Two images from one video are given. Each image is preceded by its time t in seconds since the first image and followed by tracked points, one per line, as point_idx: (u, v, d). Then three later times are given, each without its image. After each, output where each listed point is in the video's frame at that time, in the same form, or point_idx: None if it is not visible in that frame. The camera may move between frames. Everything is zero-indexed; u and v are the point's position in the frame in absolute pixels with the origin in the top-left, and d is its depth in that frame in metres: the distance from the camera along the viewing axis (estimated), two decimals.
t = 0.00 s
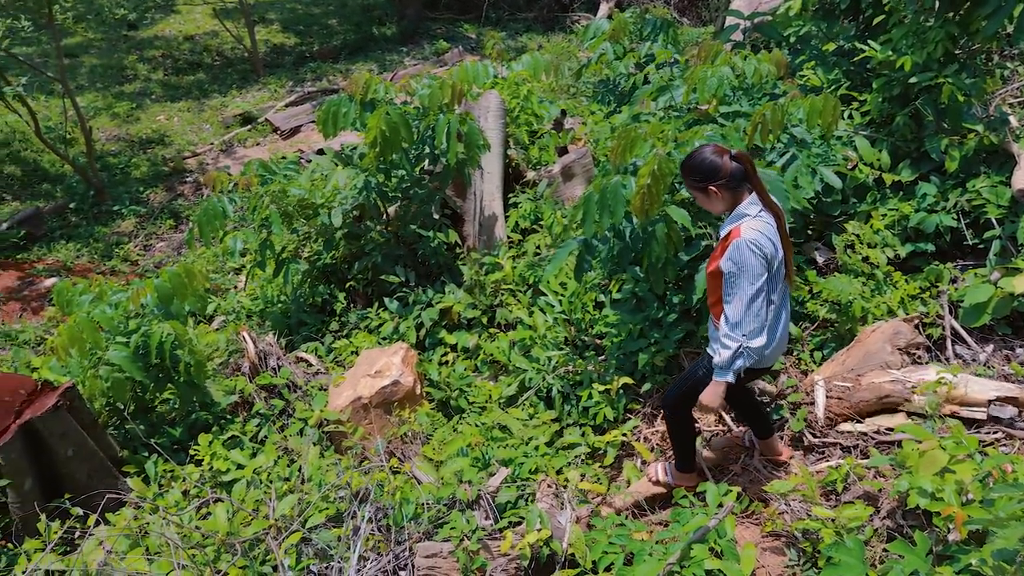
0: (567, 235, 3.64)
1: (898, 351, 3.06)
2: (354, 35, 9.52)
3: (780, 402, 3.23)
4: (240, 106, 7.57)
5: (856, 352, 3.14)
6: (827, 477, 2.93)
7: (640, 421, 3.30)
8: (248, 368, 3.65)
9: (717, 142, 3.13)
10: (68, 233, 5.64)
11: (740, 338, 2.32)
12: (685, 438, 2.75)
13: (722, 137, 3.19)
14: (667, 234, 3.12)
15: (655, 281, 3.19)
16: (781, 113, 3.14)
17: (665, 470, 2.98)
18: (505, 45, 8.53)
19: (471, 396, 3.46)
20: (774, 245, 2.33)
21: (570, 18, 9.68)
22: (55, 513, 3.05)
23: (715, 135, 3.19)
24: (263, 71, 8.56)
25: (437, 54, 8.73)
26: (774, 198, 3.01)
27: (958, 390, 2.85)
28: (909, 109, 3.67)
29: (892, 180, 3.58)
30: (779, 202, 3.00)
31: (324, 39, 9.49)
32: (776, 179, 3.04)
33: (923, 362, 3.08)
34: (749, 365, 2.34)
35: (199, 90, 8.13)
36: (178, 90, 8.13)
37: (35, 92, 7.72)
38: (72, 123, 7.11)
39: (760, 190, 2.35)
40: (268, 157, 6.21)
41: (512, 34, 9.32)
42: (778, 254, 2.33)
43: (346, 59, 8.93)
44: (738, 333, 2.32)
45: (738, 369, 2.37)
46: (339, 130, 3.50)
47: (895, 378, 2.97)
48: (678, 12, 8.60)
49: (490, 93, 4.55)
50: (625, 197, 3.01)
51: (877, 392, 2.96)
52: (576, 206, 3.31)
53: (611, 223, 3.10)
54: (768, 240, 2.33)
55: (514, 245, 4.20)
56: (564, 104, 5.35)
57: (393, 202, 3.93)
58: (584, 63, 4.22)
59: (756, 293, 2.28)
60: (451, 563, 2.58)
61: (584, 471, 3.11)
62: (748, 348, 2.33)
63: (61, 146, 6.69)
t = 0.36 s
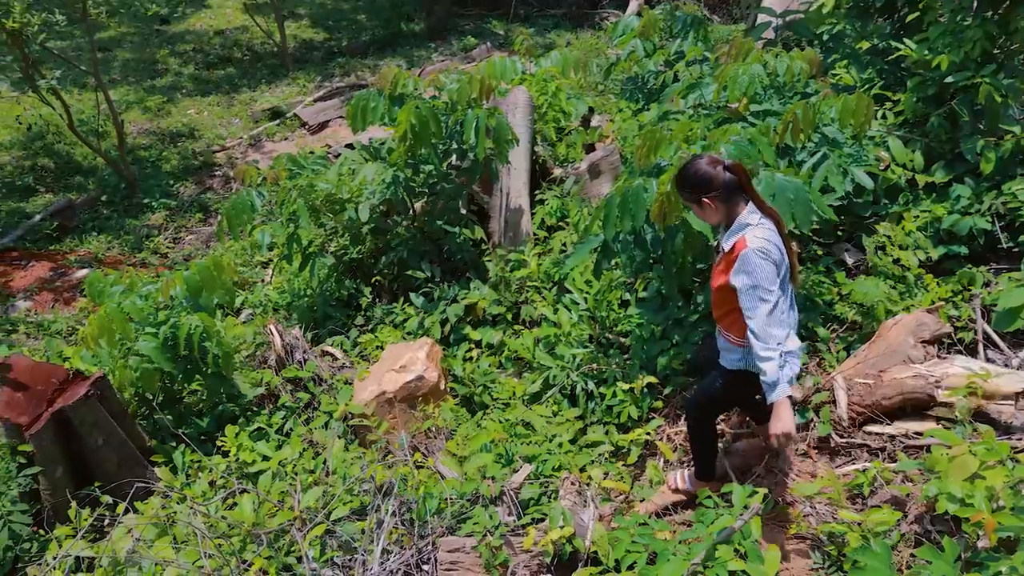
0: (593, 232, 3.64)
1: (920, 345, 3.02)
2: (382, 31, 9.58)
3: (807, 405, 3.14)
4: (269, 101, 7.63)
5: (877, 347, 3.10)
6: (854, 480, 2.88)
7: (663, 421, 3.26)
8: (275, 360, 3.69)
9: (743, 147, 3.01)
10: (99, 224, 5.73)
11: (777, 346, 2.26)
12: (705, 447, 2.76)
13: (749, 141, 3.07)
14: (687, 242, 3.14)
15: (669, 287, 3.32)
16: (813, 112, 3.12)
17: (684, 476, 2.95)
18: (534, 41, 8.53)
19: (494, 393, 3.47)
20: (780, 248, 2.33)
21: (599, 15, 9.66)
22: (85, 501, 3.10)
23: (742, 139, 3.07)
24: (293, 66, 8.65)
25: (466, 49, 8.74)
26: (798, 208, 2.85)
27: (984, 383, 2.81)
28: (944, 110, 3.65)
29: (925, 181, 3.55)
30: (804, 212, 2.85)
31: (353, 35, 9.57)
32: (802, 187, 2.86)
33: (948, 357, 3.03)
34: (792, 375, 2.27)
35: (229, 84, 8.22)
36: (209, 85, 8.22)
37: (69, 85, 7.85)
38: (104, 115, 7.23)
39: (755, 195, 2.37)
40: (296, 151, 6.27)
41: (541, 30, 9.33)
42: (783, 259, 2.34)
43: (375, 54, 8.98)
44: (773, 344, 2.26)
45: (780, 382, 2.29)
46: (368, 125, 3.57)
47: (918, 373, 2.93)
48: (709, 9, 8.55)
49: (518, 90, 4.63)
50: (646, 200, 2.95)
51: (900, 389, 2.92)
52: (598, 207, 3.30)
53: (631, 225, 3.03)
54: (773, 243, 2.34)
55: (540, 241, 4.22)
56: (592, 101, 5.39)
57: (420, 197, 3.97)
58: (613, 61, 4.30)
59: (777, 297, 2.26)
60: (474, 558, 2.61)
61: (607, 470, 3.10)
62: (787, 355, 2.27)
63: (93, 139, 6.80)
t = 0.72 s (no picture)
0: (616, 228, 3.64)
1: (947, 345, 2.98)
2: (407, 26, 9.63)
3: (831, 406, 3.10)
4: (294, 94, 7.68)
5: (903, 348, 3.06)
6: (877, 481, 2.80)
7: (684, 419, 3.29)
8: (298, 353, 3.73)
9: (766, 148, 2.95)
10: (126, 216, 5.80)
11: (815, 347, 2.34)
12: (710, 441, 2.85)
13: (774, 142, 3.02)
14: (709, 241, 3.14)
15: (689, 284, 3.28)
16: (840, 109, 3.10)
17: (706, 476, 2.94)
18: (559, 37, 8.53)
19: (516, 388, 3.47)
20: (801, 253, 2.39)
21: (624, 10, 9.63)
22: (111, 489, 3.14)
23: (766, 139, 3.00)
24: (317, 60, 8.71)
25: (489, 44, 8.75)
26: (821, 212, 2.76)
27: (1014, 383, 2.74)
28: (975, 107, 3.62)
29: (954, 180, 3.52)
30: (826, 216, 2.76)
31: (377, 29, 9.63)
32: (826, 191, 2.78)
33: (976, 359, 2.97)
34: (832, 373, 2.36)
35: (254, 77, 8.28)
36: (234, 78, 8.28)
37: (97, 78, 7.96)
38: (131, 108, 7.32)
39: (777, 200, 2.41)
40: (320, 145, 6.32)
41: (565, 26, 9.33)
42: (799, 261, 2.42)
43: (399, 48, 9.03)
44: (811, 345, 2.34)
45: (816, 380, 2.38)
46: (392, 119, 3.60)
47: (944, 373, 2.87)
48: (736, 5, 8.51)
49: (542, 85, 4.71)
50: (668, 203, 2.95)
51: (926, 388, 2.86)
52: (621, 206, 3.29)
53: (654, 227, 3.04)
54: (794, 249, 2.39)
55: (562, 237, 4.24)
56: (617, 97, 5.42)
57: (443, 192, 3.99)
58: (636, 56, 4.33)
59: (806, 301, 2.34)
60: (495, 552, 2.62)
61: (628, 466, 3.09)
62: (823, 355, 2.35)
63: (120, 131, 6.88)
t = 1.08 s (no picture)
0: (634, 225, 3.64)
1: (967, 346, 2.90)
2: (425, 20, 9.65)
3: (850, 406, 3.06)
4: (313, 88, 7.72)
5: (921, 347, 2.99)
6: (894, 482, 2.75)
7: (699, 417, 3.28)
8: (315, 344, 3.76)
9: (789, 145, 2.93)
10: (146, 207, 5.85)
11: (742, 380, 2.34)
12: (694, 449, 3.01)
13: (795, 138, 2.98)
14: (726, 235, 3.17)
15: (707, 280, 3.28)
16: (863, 107, 3.08)
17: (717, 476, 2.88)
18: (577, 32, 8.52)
19: (531, 383, 3.48)
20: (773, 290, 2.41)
21: (643, 6, 9.61)
22: (131, 477, 3.18)
23: (788, 136, 2.99)
24: (336, 53, 8.76)
25: (508, 39, 8.76)
26: (841, 210, 2.80)
27: None
28: (1000, 107, 3.59)
29: (977, 180, 3.49)
30: (847, 215, 2.80)
31: (396, 23, 9.65)
32: (847, 190, 2.82)
33: (997, 360, 2.89)
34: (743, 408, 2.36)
35: (274, 70, 8.32)
36: (254, 71, 8.32)
37: (119, 69, 8.05)
38: (153, 100, 7.40)
39: (766, 236, 2.42)
40: (339, 137, 6.35)
41: (584, 21, 9.32)
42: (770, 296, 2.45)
43: (417, 43, 9.05)
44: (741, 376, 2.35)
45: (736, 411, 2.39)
46: (411, 113, 3.63)
47: (964, 374, 2.79)
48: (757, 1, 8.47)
49: (562, 80, 4.71)
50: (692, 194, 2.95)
51: (945, 389, 2.81)
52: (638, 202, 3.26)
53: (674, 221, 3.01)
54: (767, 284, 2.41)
55: (579, 233, 4.25)
56: (635, 93, 5.44)
57: (461, 186, 4.01)
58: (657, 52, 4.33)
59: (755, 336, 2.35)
60: (509, 546, 2.62)
61: (643, 464, 3.08)
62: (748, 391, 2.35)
63: (141, 122, 6.94)
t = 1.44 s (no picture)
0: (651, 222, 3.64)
1: (1001, 365, 2.85)
2: (445, 14, 9.66)
3: (869, 407, 3.03)
4: (333, 82, 7.76)
5: (956, 362, 2.95)
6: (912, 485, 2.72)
7: (715, 415, 3.27)
8: (332, 337, 3.79)
9: (801, 127, 2.94)
10: (166, 198, 5.91)
11: (711, 346, 2.60)
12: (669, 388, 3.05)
13: (810, 123, 2.99)
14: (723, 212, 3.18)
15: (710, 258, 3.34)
16: (885, 105, 3.05)
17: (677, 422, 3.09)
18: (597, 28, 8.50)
19: (546, 378, 3.49)
20: (755, 271, 2.54)
21: (663, 3, 9.56)
22: (150, 464, 3.20)
23: (802, 118, 2.99)
24: (356, 48, 8.80)
25: (527, 34, 8.76)
26: (843, 197, 2.81)
27: None
28: None
29: (1001, 180, 3.45)
30: (847, 202, 2.80)
31: (415, 18, 9.68)
32: (852, 178, 2.82)
33: None
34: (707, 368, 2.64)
35: (294, 64, 8.37)
36: (274, 64, 8.38)
37: (142, 61, 8.13)
38: (174, 92, 7.47)
39: (748, 218, 2.52)
40: (358, 131, 6.39)
41: (603, 17, 9.30)
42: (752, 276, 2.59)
43: (436, 37, 9.07)
44: (711, 343, 2.60)
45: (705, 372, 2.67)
46: (429, 108, 3.64)
47: (998, 394, 2.75)
48: None
49: (581, 76, 4.75)
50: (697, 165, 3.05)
51: (977, 405, 2.77)
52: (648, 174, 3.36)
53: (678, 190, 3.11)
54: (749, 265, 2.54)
55: (596, 230, 4.25)
56: (654, 90, 5.43)
57: (478, 181, 4.04)
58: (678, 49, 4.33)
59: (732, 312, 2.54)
60: (522, 541, 2.62)
61: (658, 461, 3.07)
62: (715, 355, 2.61)
63: (162, 114, 7.01)
